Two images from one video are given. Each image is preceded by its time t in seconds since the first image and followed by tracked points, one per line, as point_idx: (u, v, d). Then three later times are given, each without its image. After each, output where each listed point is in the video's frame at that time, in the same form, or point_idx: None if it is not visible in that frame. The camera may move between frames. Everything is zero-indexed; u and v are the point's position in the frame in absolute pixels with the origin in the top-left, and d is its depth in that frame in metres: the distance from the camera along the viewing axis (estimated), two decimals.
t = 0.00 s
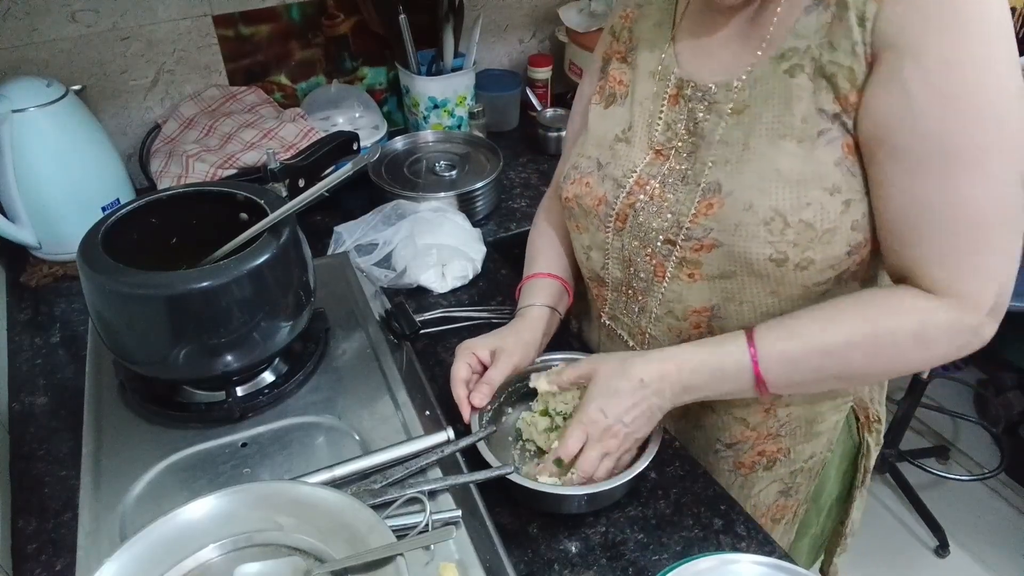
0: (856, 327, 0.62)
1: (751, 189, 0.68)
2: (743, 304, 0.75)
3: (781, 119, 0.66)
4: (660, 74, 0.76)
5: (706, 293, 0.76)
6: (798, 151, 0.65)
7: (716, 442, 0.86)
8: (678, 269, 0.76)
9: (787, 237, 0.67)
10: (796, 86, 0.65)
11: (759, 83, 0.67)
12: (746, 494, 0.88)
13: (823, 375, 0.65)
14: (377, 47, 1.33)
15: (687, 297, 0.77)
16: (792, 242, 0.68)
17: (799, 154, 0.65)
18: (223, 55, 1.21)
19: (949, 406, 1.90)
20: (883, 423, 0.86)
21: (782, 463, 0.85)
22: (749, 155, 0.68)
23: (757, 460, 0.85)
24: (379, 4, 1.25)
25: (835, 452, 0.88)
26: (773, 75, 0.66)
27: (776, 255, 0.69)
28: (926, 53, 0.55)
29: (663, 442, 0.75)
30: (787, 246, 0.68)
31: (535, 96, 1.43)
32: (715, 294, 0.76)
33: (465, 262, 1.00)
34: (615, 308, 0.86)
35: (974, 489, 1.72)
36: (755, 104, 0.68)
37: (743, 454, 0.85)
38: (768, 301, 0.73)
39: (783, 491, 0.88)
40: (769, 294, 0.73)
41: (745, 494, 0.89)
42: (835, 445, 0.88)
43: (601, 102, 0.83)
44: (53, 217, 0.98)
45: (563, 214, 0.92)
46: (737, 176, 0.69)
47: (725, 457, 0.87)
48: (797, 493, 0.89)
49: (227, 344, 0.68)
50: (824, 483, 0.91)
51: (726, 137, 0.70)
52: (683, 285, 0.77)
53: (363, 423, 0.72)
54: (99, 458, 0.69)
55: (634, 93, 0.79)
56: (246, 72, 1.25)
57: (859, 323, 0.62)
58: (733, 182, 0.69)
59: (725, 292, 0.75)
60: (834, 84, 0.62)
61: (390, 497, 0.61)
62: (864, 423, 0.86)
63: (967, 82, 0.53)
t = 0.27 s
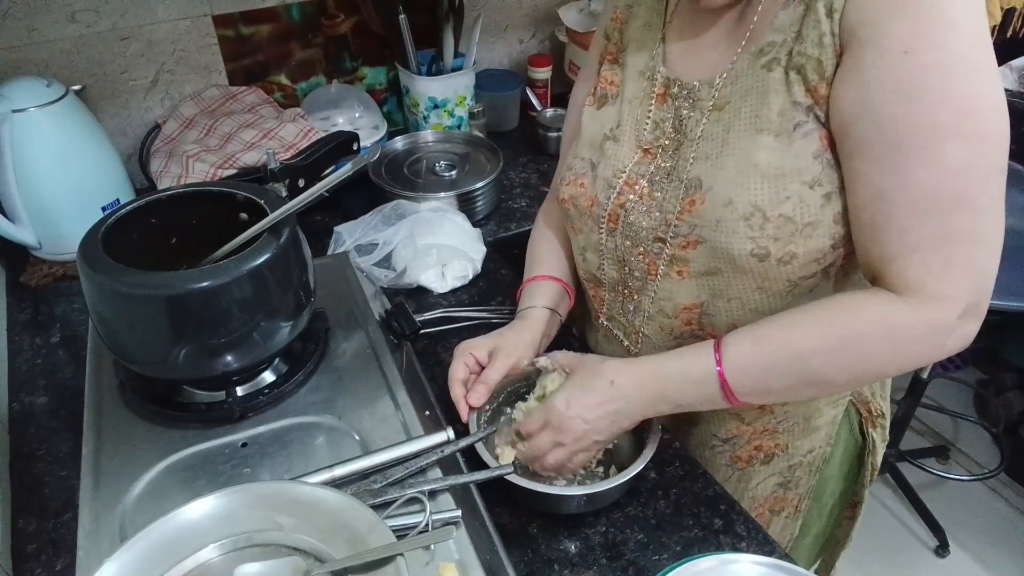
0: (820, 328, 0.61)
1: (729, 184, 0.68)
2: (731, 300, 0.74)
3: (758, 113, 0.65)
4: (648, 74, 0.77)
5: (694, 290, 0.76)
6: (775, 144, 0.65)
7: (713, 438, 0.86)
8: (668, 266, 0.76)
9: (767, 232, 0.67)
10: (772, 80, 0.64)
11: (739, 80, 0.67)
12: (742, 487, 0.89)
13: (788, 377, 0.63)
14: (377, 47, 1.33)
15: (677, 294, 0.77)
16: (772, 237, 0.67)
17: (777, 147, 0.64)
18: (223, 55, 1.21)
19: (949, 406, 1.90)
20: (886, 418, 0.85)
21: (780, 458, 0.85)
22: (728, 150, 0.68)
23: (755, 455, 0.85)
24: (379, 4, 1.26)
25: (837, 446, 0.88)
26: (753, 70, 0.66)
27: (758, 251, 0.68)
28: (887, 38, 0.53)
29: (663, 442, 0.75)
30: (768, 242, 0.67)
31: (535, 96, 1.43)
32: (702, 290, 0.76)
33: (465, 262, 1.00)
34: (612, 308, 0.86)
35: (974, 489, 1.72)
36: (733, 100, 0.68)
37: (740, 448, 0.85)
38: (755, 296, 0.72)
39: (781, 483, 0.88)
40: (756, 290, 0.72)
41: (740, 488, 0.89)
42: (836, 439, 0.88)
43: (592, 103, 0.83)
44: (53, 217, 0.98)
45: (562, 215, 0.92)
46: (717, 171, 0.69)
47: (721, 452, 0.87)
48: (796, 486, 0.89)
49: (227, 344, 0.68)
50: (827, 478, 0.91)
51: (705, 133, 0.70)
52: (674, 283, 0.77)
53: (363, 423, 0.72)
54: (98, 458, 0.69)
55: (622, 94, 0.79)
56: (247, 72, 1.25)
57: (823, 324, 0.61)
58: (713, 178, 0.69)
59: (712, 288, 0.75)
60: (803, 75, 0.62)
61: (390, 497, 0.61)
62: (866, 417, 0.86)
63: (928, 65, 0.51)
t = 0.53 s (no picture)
0: (813, 339, 0.59)
1: (735, 181, 0.68)
2: (733, 298, 0.74)
3: (768, 113, 0.66)
4: (656, 67, 0.76)
5: (698, 287, 0.76)
6: (783, 143, 0.64)
7: (712, 442, 0.87)
8: (669, 262, 0.76)
9: (772, 230, 0.67)
10: (780, 81, 0.64)
11: (747, 79, 0.67)
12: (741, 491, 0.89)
13: (781, 391, 0.61)
14: (377, 47, 1.33)
15: (680, 289, 0.77)
16: (777, 236, 0.67)
17: (785, 146, 0.64)
18: (223, 55, 1.21)
19: (949, 406, 1.90)
20: (883, 421, 0.85)
21: (778, 459, 0.85)
22: (733, 149, 0.68)
23: (753, 457, 0.86)
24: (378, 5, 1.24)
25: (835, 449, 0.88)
26: (761, 69, 0.66)
27: (762, 249, 0.68)
28: (887, 42, 0.54)
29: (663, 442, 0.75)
30: (773, 240, 0.67)
31: (535, 96, 1.43)
32: (705, 288, 0.76)
33: (465, 262, 1.00)
34: (608, 304, 0.86)
35: (974, 489, 1.72)
36: (740, 98, 0.68)
37: (739, 451, 0.86)
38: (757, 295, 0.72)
39: (780, 486, 0.88)
40: (757, 288, 0.72)
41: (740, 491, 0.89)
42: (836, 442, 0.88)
43: (597, 96, 0.83)
44: (53, 217, 0.98)
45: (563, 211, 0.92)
46: (723, 169, 0.69)
47: (722, 456, 0.87)
48: (794, 490, 0.89)
49: (227, 344, 0.68)
50: (824, 481, 0.90)
51: (711, 129, 0.70)
52: (675, 278, 0.77)
53: (363, 423, 0.72)
54: (98, 458, 0.69)
55: (628, 87, 0.79)
56: (247, 72, 1.25)
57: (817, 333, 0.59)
58: (718, 175, 0.69)
59: (715, 286, 0.75)
60: (812, 78, 0.62)
61: (390, 497, 0.61)
62: (863, 421, 0.86)
63: (925, 66, 0.51)
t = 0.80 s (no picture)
0: (880, 338, 0.62)
1: (745, 194, 0.68)
2: (732, 308, 0.75)
3: (782, 128, 0.66)
4: (661, 71, 0.76)
5: (699, 294, 0.76)
6: (798, 158, 0.65)
7: (706, 448, 0.86)
8: (671, 267, 0.76)
9: (780, 244, 0.67)
10: (795, 95, 0.65)
11: (757, 88, 0.67)
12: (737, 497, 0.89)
13: (843, 388, 0.63)
14: (377, 47, 1.33)
15: (682, 295, 0.77)
16: (785, 249, 0.67)
17: (799, 161, 0.65)
18: (223, 55, 1.21)
19: (949, 406, 1.89)
20: (879, 431, 0.85)
21: (770, 469, 0.85)
22: (746, 160, 0.68)
23: (746, 466, 0.85)
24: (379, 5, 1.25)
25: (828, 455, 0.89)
26: (773, 81, 0.66)
27: (769, 262, 0.68)
28: (930, 65, 0.54)
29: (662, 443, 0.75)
30: (780, 253, 0.68)
31: (535, 96, 1.43)
32: (705, 297, 0.76)
33: (465, 262, 1.00)
34: (609, 302, 0.86)
35: (973, 489, 1.73)
36: (753, 109, 0.68)
37: (731, 459, 0.85)
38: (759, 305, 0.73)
39: (772, 497, 0.89)
40: (759, 297, 0.72)
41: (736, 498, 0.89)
42: (828, 449, 0.88)
43: (602, 97, 0.82)
44: (53, 217, 0.98)
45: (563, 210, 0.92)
46: (734, 181, 0.69)
47: (715, 462, 0.86)
48: (786, 500, 0.90)
49: (227, 344, 0.68)
50: (819, 485, 0.91)
51: (719, 137, 0.70)
52: (677, 283, 0.77)
53: (363, 423, 0.72)
54: (98, 458, 0.69)
55: (631, 90, 0.79)
56: (247, 72, 1.25)
57: (881, 336, 0.62)
58: (728, 186, 0.69)
59: (715, 294, 0.75)
60: (835, 96, 0.62)
61: (390, 497, 0.61)
62: (858, 430, 0.86)
63: (975, 91, 0.53)
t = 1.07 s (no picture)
0: (878, 330, 0.60)
1: (755, 195, 0.68)
2: (743, 309, 0.75)
3: (790, 129, 0.66)
4: (664, 74, 0.76)
5: (707, 297, 0.76)
6: (805, 159, 0.66)
7: (715, 451, 0.86)
8: (680, 270, 0.76)
9: (791, 245, 0.67)
10: (801, 96, 0.65)
11: (763, 89, 0.67)
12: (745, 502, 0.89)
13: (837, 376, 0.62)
14: (377, 47, 1.33)
15: (689, 299, 0.77)
16: (795, 250, 0.67)
17: (806, 162, 0.66)
18: (223, 55, 1.21)
19: (949, 406, 1.89)
20: (882, 430, 0.85)
21: (780, 472, 0.85)
22: (755, 162, 0.68)
23: (756, 468, 0.85)
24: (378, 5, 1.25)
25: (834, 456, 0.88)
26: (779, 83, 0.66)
27: (780, 263, 0.68)
28: (934, 67, 0.54)
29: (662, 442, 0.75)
30: (792, 255, 0.68)
31: (535, 96, 1.43)
32: (715, 299, 0.76)
33: (465, 262, 1.00)
34: (610, 308, 0.86)
35: (973, 489, 1.73)
36: (759, 110, 0.68)
37: (741, 461, 0.85)
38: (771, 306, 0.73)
39: (781, 501, 0.89)
40: (769, 298, 0.72)
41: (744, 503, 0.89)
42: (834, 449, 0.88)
43: (602, 101, 0.82)
44: (53, 217, 0.98)
45: (563, 213, 0.92)
46: (743, 183, 0.69)
47: (723, 465, 0.87)
48: (794, 503, 0.90)
49: (227, 344, 0.68)
50: (825, 486, 0.91)
51: (725, 139, 0.70)
52: (684, 287, 0.77)
53: (363, 423, 0.72)
54: (98, 458, 0.69)
55: (635, 93, 0.79)
56: (247, 72, 1.25)
57: (880, 325, 0.60)
58: (737, 188, 0.69)
59: (726, 296, 0.75)
60: (844, 98, 0.62)
61: (390, 497, 0.61)
62: (863, 430, 0.85)
63: (978, 93, 0.53)
